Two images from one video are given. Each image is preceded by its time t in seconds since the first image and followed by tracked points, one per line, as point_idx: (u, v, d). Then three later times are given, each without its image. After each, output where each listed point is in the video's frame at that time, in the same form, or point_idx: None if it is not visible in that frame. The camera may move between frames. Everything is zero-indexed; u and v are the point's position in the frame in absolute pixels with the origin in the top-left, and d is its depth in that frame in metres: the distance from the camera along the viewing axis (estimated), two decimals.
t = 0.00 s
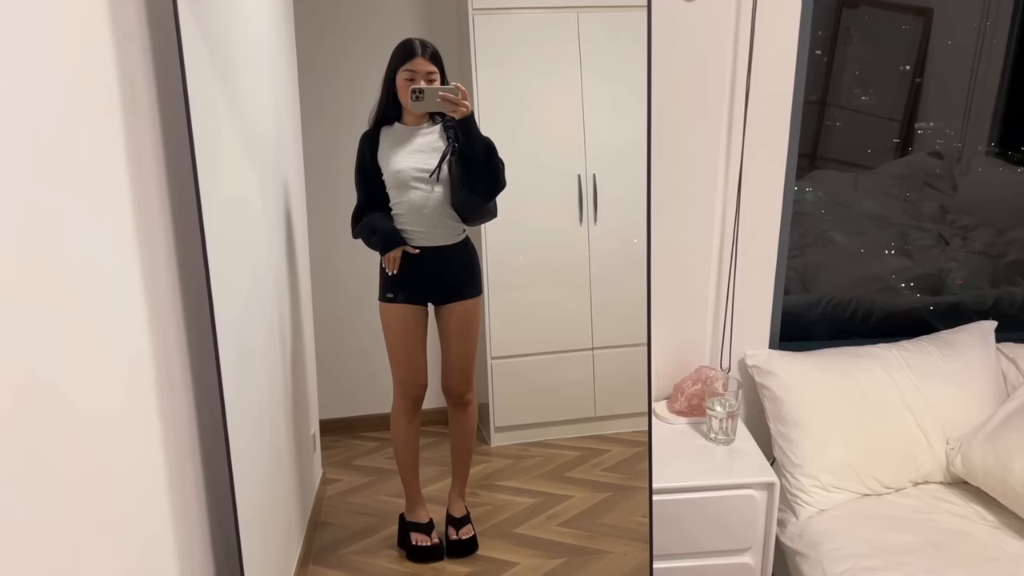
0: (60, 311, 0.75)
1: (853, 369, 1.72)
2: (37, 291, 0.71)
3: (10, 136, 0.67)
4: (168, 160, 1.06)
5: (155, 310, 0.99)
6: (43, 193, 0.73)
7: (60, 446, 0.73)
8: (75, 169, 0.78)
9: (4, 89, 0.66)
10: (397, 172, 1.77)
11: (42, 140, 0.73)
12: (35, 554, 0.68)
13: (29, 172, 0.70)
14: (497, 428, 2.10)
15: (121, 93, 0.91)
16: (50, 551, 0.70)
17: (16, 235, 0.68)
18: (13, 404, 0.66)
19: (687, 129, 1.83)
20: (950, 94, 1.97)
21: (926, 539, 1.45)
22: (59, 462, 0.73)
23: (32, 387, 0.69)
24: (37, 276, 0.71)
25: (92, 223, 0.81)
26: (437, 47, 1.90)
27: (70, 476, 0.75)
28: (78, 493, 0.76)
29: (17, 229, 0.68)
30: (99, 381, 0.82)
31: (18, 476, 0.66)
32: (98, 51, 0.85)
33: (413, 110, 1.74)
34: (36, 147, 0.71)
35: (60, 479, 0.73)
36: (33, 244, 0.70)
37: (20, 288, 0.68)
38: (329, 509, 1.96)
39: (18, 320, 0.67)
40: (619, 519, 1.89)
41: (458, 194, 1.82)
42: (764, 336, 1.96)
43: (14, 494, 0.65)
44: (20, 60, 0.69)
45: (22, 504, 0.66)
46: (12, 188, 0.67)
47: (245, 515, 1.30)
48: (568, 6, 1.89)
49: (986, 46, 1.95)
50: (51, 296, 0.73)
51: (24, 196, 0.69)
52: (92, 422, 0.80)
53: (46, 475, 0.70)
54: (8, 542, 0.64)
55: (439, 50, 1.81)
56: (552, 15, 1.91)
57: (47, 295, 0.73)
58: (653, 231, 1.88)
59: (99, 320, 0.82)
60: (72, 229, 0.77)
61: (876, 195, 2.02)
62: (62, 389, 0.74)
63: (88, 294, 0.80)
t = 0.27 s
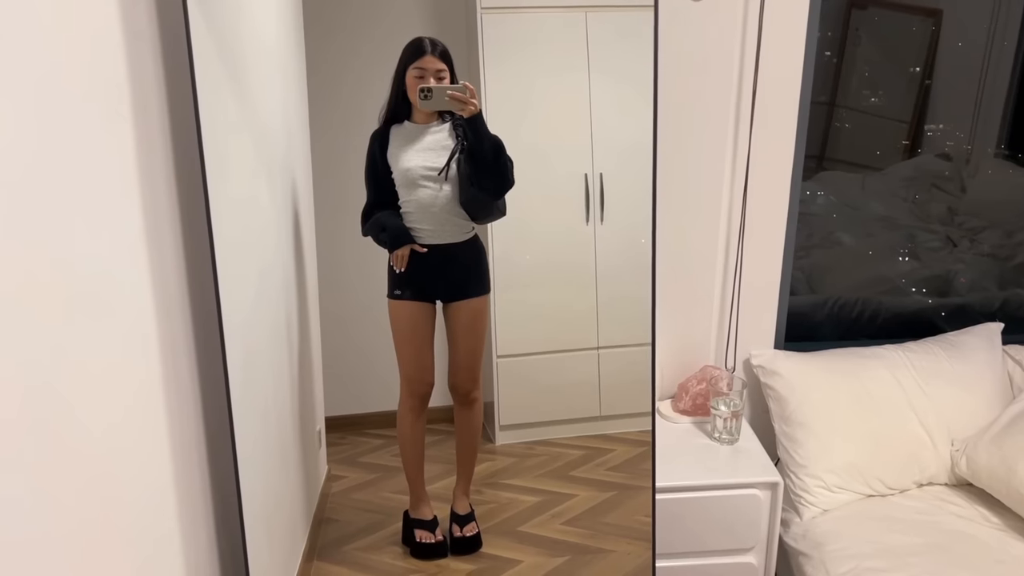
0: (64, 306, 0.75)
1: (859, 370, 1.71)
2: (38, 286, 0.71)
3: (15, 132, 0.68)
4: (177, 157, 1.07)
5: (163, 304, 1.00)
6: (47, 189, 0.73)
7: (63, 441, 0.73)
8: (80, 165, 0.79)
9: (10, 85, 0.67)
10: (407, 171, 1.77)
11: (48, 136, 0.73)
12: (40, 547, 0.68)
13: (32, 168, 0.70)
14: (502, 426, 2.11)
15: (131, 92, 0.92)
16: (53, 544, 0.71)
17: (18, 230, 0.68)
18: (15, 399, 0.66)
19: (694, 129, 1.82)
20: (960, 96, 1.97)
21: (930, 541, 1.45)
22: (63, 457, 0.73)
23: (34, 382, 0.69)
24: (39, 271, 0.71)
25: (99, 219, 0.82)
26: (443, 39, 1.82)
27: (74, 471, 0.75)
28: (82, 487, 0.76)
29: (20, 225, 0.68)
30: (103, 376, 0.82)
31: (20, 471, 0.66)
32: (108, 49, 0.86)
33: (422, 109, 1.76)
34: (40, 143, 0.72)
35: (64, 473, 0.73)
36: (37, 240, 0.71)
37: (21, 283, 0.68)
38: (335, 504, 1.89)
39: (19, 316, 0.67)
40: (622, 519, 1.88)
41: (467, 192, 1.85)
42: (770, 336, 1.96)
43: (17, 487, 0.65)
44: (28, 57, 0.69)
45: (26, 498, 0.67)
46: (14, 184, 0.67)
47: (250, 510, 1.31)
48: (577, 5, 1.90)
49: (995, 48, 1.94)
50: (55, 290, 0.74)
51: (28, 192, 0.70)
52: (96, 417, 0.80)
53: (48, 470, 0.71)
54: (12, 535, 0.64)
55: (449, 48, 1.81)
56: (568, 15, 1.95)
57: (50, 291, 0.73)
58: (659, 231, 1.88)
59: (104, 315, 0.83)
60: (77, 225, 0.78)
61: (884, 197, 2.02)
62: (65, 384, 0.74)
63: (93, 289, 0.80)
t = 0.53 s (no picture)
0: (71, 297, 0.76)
1: (870, 371, 1.70)
2: (45, 277, 0.71)
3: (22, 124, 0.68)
4: (186, 153, 1.08)
5: (171, 297, 1.01)
6: (54, 181, 0.73)
7: (68, 430, 0.74)
8: (89, 159, 0.79)
9: (18, 79, 0.67)
10: (423, 169, 1.81)
11: (56, 130, 0.74)
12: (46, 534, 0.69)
13: (41, 160, 0.71)
14: (512, 423, 2.13)
15: (141, 89, 0.93)
16: (59, 533, 0.71)
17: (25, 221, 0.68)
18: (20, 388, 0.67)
19: (705, 128, 1.82)
20: (977, 96, 1.95)
21: (939, 542, 1.44)
22: (68, 447, 0.74)
23: (39, 372, 0.70)
24: (45, 263, 0.71)
25: (107, 213, 0.83)
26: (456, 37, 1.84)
27: (78, 461, 0.76)
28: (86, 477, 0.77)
29: (26, 215, 0.68)
30: (109, 368, 0.82)
31: (25, 459, 0.66)
32: (118, 46, 0.87)
33: (437, 107, 1.78)
34: (50, 136, 0.72)
35: (68, 463, 0.74)
36: (44, 231, 0.71)
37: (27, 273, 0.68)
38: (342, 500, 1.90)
39: (24, 306, 0.68)
40: (631, 517, 1.88)
41: (482, 190, 1.85)
42: (780, 336, 1.95)
43: (22, 476, 0.66)
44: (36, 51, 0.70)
45: (31, 486, 0.67)
46: (23, 175, 0.68)
47: (257, 504, 1.32)
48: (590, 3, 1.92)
49: (1014, 45, 1.91)
50: (64, 282, 0.74)
51: (35, 183, 0.70)
52: (101, 408, 0.80)
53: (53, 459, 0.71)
54: (18, 522, 0.65)
55: (465, 45, 1.82)
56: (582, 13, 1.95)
57: (57, 282, 0.73)
58: (669, 230, 1.88)
59: (110, 308, 0.83)
60: (83, 217, 0.78)
61: (898, 197, 2.00)
62: (70, 374, 0.75)
63: (99, 282, 0.81)
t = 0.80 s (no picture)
0: (85, 295, 0.77)
1: (887, 375, 1.69)
2: (59, 274, 0.72)
3: (40, 124, 0.70)
4: (202, 153, 1.10)
5: (186, 297, 1.02)
6: (70, 180, 0.74)
7: (82, 425, 0.75)
8: (106, 159, 0.81)
9: (35, 80, 0.69)
10: (443, 168, 1.84)
11: (73, 130, 0.75)
12: (59, 528, 0.70)
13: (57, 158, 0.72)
14: (527, 424, 2.14)
15: (158, 92, 0.95)
16: (72, 527, 0.73)
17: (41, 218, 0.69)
18: (33, 384, 0.68)
19: (721, 129, 1.81)
20: (1000, 97, 1.92)
21: (957, 550, 1.42)
22: (81, 444, 0.75)
23: (53, 368, 0.71)
24: (59, 260, 0.72)
25: (123, 212, 0.84)
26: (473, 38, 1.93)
27: (92, 456, 0.77)
28: (100, 473, 0.78)
29: (43, 216, 0.70)
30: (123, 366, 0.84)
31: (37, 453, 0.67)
32: (136, 48, 0.88)
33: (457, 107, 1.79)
34: (69, 140, 0.74)
35: (82, 458, 0.75)
36: (60, 229, 0.72)
37: (42, 270, 0.69)
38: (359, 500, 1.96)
39: (38, 303, 0.69)
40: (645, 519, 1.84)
41: (501, 190, 1.85)
42: (797, 339, 1.93)
43: (35, 470, 0.67)
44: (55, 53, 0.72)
45: (44, 481, 0.68)
46: (42, 178, 0.70)
47: (270, 504, 1.33)
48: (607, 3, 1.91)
49: None
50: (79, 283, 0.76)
51: (53, 181, 0.72)
52: (115, 406, 0.82)
53: (67, 456, 0.72)
54: (31, 517, 0.66)
55: (488, 46, 1.85)
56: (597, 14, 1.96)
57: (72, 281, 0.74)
58: (684, 231, 1.87)
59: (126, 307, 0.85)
60: (100, 217, 0.79)
61: (918, 199, 1.98)
62: (85, 372, 0.76)
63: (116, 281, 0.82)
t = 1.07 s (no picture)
0: (85, 290, 0.77)
1: (892, 378, 1.68)
2: (59, 268, 0.72)
3: (41, 120, 0.70)
4: (205, 152, 1.10)
5: (188, 295, 1.03)
6: (71, 176, 0.75)
7: (80, 420, 0.75)
8: (107, 157, 0.81)
9: (37, 76, 0.69)
10: (446, 169, 1.83)
11: (75, 126, 0.75)
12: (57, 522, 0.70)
13: (57, 154, 0.72)
14: (530, 425, 2.15)
15: (161, 90, 0.95)
16: (71, 522, 0.73)
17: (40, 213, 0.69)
18: (31, 377, 0.68)
19: (725, 130, 1.81)
20: (1006, 99, 1.92)
21: (961, 552, 1.41)
22: (81, 439, 0.75)
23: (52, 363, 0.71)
24: (60, 255, 0.72)
25: (124, 209, 0.84)
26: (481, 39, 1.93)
27: (92, 451, 0.77)
28: (99, 468, 0.78)
29: (43, 212, 0.70)
30: (123, 362, 0.84)
31: (36, 447, 0.68)
32: (138, 45, 0.89)
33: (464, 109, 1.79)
34: (72, 136, 0.75)
35: (81, 452, 0.75)
36: (60, 223, 0.72)
37: (42, 264, 0.70)
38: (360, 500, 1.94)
39: (37, 297, 0.69)
40: (648, 521, 1.85)
41: (503, 192, 1.86)
42: (802, 340, 1.93)
43: (34, 464, 0.67)
44: (57, 51, 0.72)
45: (43, 476, 0.69)
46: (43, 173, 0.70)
47: (271, 502, 1.33)
48: (613, 4, 1.90)
49: None
50: (79, 279, 0.76)
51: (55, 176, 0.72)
52: (114, 402, 0.82)
53: (65, 449, 0.72)
54: (29, 511, 0.66)
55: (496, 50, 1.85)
56: (604, 13, 1.96)
57: (72, 276, 0.75)
58: (688, 232, 1.87)
59: (126, 303, 0.85)
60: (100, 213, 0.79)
61: (923, 201, 1.97)
62: (85, 367, 0.76)
63: (116, 278, 0.83)
